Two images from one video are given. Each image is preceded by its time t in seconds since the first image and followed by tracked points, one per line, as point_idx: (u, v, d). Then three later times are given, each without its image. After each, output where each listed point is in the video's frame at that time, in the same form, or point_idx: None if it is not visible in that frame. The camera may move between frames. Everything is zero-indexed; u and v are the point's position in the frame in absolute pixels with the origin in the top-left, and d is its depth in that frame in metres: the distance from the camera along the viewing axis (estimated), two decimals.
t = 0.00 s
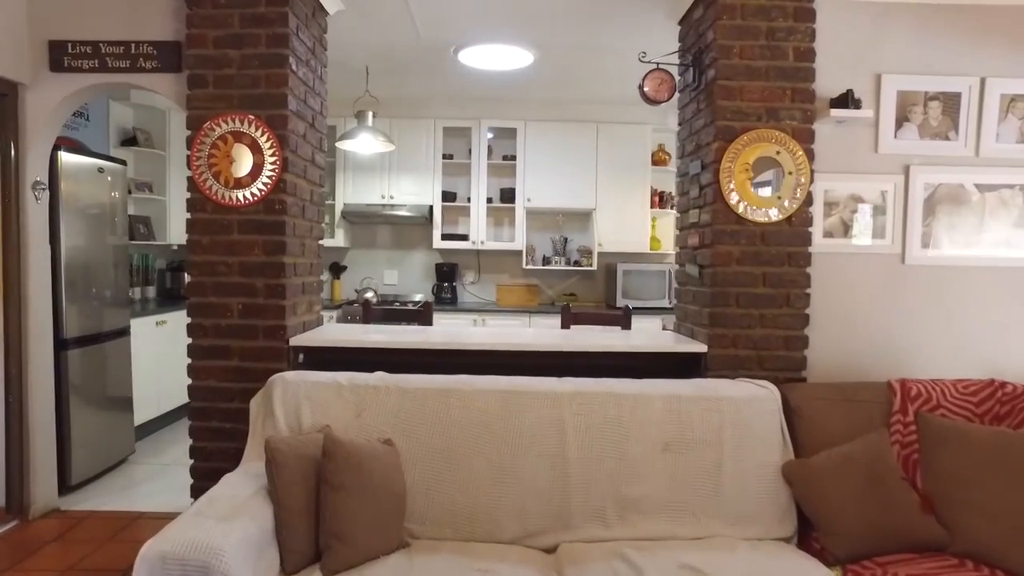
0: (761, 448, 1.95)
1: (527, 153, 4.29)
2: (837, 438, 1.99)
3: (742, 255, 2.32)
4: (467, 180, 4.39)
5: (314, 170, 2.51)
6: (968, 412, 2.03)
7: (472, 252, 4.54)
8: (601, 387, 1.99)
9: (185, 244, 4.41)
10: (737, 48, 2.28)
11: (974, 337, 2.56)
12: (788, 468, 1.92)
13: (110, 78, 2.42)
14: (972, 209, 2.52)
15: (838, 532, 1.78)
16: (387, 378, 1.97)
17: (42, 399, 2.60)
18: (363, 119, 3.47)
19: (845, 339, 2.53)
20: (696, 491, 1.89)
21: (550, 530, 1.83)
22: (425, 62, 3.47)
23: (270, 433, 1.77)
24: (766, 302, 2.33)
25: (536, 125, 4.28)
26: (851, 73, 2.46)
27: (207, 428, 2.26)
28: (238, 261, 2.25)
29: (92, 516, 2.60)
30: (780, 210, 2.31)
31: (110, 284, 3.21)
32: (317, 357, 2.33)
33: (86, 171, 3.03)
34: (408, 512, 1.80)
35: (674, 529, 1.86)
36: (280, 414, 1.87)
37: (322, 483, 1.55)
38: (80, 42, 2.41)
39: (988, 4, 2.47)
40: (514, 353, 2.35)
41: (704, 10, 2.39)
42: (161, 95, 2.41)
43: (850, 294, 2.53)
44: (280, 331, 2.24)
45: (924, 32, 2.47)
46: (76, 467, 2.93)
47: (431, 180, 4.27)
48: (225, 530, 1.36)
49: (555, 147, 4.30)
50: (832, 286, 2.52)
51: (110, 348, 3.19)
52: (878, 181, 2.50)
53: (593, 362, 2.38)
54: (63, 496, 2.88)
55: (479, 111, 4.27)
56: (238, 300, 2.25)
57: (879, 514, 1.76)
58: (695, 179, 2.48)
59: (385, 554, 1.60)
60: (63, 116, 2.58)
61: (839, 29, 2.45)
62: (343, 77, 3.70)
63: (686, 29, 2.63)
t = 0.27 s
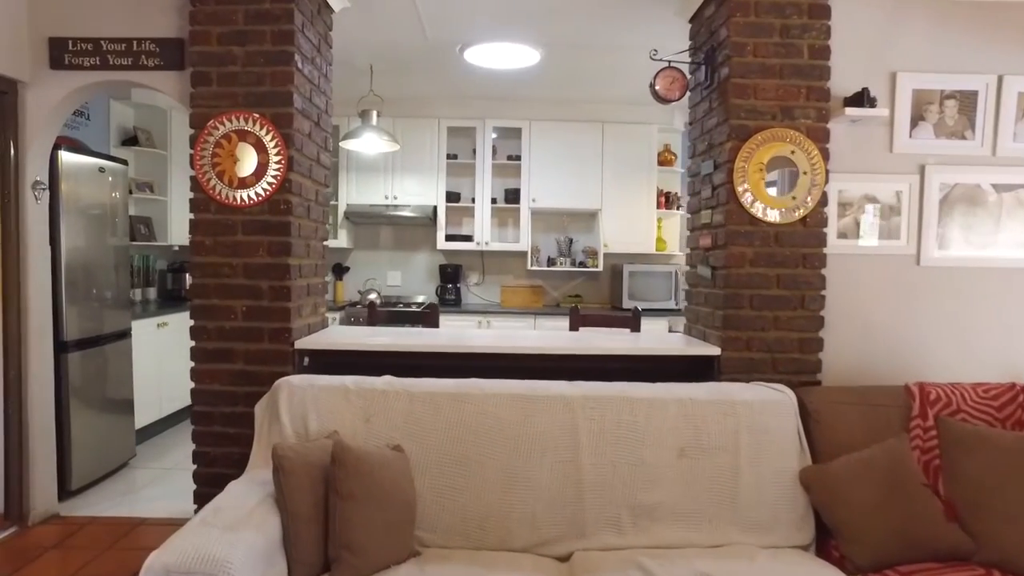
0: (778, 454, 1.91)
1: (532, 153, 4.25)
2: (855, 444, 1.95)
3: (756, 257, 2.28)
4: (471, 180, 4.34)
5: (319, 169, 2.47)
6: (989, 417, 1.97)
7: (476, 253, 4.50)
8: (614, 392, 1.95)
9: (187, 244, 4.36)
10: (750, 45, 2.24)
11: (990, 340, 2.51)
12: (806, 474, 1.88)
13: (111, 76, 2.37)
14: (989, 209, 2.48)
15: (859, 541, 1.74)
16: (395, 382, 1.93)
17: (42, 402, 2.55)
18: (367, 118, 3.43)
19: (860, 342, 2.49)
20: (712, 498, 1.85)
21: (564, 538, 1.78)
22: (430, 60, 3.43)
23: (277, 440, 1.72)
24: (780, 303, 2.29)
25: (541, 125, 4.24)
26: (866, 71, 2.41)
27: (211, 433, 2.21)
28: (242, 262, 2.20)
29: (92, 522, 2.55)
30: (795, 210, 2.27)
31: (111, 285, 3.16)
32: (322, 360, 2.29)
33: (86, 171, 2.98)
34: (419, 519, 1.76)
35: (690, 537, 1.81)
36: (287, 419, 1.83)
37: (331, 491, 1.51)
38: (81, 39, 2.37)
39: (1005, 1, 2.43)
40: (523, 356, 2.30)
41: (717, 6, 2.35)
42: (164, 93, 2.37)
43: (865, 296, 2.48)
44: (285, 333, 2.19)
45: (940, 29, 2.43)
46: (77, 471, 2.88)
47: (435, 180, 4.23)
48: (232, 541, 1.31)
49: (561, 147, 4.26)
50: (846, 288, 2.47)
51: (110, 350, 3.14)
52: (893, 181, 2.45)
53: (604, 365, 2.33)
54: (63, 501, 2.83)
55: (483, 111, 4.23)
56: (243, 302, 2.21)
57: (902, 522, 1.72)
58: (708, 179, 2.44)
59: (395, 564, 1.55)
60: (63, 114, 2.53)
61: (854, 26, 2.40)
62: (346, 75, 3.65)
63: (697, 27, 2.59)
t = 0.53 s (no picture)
0: (799, 458, 1.86)
1: (538, 151, 4.20)
2: (878, 447, 1.90)
3: (773, 255, 2.23)
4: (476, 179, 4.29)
5: (326, 166, 2.41)
6: (1015, 419, 1.91)
7: (480, 253, 4.45)
8: (630, 394, 1.90)
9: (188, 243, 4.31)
10: (767, 39, 2.19)
11: (1009, 340, 2.46)
12: (829, 478, 1.83)
13: (113, 69, 2.32)
14: (1008, 207, 2.43)
15: (886, 547, 1.69)
16: (405, 384, 1.87)
17: (41, 404, 2.50)
18: (372, 115, 3.37)
19: (877, 343, 2.44)
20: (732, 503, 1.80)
21: (580, 544, 1.73)
22: (436, 56, 3.38)
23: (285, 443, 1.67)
24: (797, 303, 2.24)
25: (547, 122, 4.19)
26: (884, 65, 2.37)
27: (215, 435, 2.16)
28: (248, 260, 2.15)
29: (92, 527, 2.49)
30: (813, 208, 2.22)
31: (111, 284, 3.10)
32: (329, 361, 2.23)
33: (87, 168, 2.93)
34: (431, 525, 1.70)
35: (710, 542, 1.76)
36: (294, 422, 1.77)
37: (342, 497, 1.45)
38: (81, 32, 2.31)
39: None
40: (535, 357, 2.25)
41: None
42: (167, 87, 2.31)
43: (882, 295, 2.44)
44: (291, 333, 2.14)
45: (959, 23, 2.38)
46: (76, 474, 2.82)
47: (439, 178, 4.18)
48: (241, 550, 1.25)
49: (567, 145, 4.21)
50: (863, 287, 2.43)
51: (111, 351, 3.08)
52: (911, 178, 2.41)
53: (616, 366, 2.28)
54: (62, 505, 2.77)
55: (489, 108, 4.17)
56: (248, 301, 2.15)
57: (930, 527, 1.67)
58: (722, 175, 2.40)
59: (408, 572, 1.50)
60: (63, 109, 2.47)
61: (872, 20, 2.35)
62: (351, 71, 3.60)
63: (711, 21, 2.54)
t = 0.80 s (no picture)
0: (816, 462, 1.82)
1: (542, 150, 4.16)
2: (896, 450, 1.86)
3: (787, 254, 2.19)
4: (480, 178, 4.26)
5: (331, 163, 2.37)
6: None
7: (484, 253, 4.41)
8: (644, 396, 1.86)
9: (189, 243, 4.26)
10: (781, 35, 2.15)
11: None
12: (847, 482, 1.79)
13: (114, 65, 2.27)
14: None
15: (908, 554, 1.65)
16: (414, 386, 1.83)
17: (41, 406, 2.45)
18: (376, 112, 3.33)
19: (892, 343, 2.40)
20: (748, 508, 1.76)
21: (595, 550, 1.69)
22: (442, 53, 3.34)
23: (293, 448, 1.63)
24: (811, 303, 2.20)
25: (551, 121, 4.15)
26: (899, 62, 2.33)
27: (219, 438, 2.11)
28: (252, 259, 2.10)
29: (93, 531, 2.45)
30: (827, 206, 2.18)
31: (111, 284, 3.06)
32: (335, 362, 2.19)
33: (87, 167, 2.88)
34: (443, 531, 1.66)
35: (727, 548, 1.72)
36: (301, 425, 1.73)
37: (352, 503, 1.41)
38: (82, 27, 2.27)
39: None
40: (544, 358, 2.21)
41: None
42: (169, 83, 2.27)
43: (896, 295, 2.40)
44: (297, 334, 2.09)
45: (975, 18, 2.34)
46: (76, 478, 2.78)
47: (443, 177, 4.14)
48: (250, 558, 1.21)
49: (571, 144, 4.17)
50: (877, 287, 2.39)
51: (111, 352, 3.04)
52: (925, 176, 2.37)
53: (628, 367, 2.24)
54: (62, 509, 2.73)
55: (493, 107, 4.14)
56: (252, 301, 2.11)
57: (952, 533, 1.63)
58: (735, 174, 2.36)
59: None
60: (63, 106, 2.43)
61: (886, 16, 2.32)
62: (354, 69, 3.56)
63: (722, 17, 2.50)
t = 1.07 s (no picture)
0: (834, 465, 1.79)
1: (548, 149, 4.13)
2: (915, 453, 1.82)
3: (801, 254, 2.16)
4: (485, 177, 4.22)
5: (338, 162, 2.33)
6: None
7: (489, 253, 4.37)
8: (658, 398, 1.82)
9: (191, 243, 4.23)
10: (796, 31, 2.12)
11: None
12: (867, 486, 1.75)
13: (117, 62, 2.24)
14: None
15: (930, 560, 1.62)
16: (424, 388, 1.80)
17: (43, 409, 2.42)
18: (382, 111, 3.30)
19: (907, 344, 2.37)
20: (765, 512, 1.73)
21: (609, 555, 1.66)
22: (448, 51, 3.31)
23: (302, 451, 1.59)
24: (826, 303, 2.17)
25: (557, 120, 4.12)
26: (915, 58, 2.29)
27: (225, 440, 2.08)
28: (258, 259, 2.07)
29: (97, 535, 2.42)
30: (842, 205, 2.15)
31: (114, 284, 3.02)
32: (342, 363, 2.16)
33: (89, 166, 2.84)
34: (455, 536, 1.63)
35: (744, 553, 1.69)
36: (310, 428, 1.69)
37: (364, 508, 1.37)
38: (85, 23, 2.23)
39: None
40: (555, 359, 2.18)
41: None
42: (174, 80, 2.24)
43: (911, 295, 2.36)
44: (304, 335, 2.06)
45: (991, 14, 2.30)
46: (78, 481, 2.74)
47: (447, 177, 4.10)
48: (260, 567, 1.18)
49: (577, 143, 4.14)
50: (891, 287, 2.36)
51: (114, 353, 3.00)
52: (941, 175, 2.34)
53: (639, 368, 2.21)
54: (64, 512, 2.69)
55: (498, 106, 4.10)
56: (258, 302, 2.07)
57: (976, 539, 1.59)
58: (747, 172, 2.33)
59: None
60: (66, 104, 2.40)
61: (901, 12, 2.28)
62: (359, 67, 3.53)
63: (734, 14, 2.47)
